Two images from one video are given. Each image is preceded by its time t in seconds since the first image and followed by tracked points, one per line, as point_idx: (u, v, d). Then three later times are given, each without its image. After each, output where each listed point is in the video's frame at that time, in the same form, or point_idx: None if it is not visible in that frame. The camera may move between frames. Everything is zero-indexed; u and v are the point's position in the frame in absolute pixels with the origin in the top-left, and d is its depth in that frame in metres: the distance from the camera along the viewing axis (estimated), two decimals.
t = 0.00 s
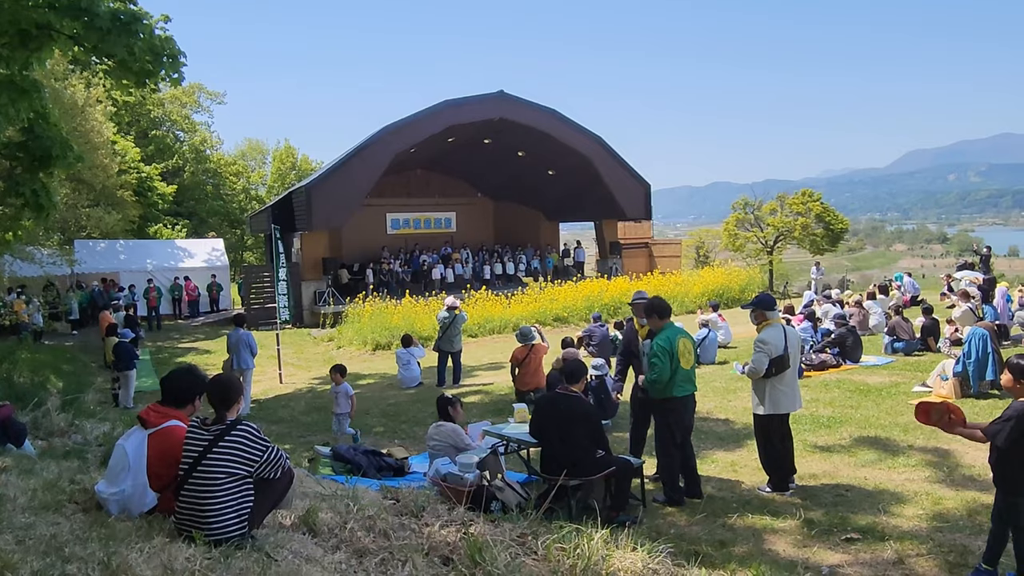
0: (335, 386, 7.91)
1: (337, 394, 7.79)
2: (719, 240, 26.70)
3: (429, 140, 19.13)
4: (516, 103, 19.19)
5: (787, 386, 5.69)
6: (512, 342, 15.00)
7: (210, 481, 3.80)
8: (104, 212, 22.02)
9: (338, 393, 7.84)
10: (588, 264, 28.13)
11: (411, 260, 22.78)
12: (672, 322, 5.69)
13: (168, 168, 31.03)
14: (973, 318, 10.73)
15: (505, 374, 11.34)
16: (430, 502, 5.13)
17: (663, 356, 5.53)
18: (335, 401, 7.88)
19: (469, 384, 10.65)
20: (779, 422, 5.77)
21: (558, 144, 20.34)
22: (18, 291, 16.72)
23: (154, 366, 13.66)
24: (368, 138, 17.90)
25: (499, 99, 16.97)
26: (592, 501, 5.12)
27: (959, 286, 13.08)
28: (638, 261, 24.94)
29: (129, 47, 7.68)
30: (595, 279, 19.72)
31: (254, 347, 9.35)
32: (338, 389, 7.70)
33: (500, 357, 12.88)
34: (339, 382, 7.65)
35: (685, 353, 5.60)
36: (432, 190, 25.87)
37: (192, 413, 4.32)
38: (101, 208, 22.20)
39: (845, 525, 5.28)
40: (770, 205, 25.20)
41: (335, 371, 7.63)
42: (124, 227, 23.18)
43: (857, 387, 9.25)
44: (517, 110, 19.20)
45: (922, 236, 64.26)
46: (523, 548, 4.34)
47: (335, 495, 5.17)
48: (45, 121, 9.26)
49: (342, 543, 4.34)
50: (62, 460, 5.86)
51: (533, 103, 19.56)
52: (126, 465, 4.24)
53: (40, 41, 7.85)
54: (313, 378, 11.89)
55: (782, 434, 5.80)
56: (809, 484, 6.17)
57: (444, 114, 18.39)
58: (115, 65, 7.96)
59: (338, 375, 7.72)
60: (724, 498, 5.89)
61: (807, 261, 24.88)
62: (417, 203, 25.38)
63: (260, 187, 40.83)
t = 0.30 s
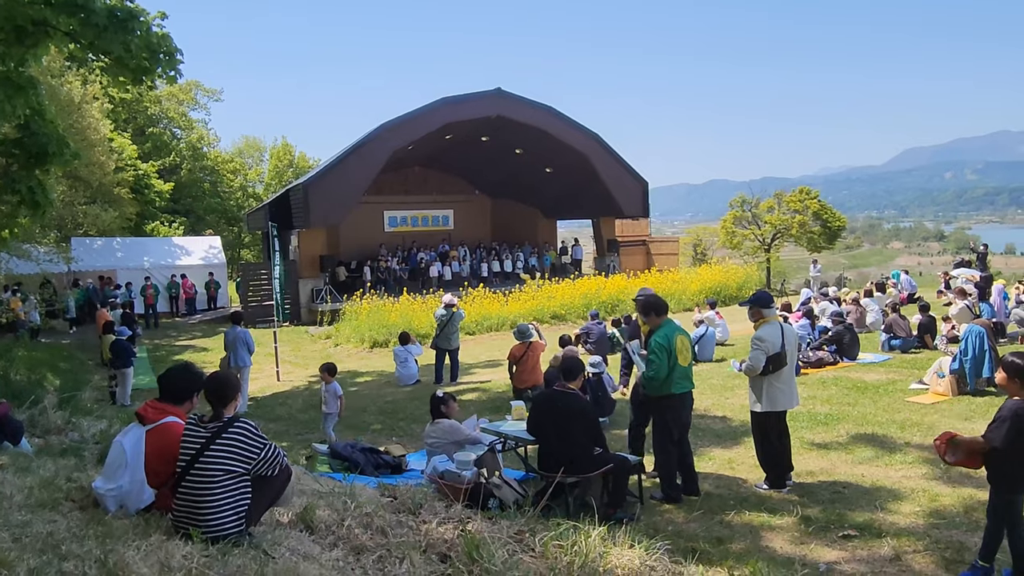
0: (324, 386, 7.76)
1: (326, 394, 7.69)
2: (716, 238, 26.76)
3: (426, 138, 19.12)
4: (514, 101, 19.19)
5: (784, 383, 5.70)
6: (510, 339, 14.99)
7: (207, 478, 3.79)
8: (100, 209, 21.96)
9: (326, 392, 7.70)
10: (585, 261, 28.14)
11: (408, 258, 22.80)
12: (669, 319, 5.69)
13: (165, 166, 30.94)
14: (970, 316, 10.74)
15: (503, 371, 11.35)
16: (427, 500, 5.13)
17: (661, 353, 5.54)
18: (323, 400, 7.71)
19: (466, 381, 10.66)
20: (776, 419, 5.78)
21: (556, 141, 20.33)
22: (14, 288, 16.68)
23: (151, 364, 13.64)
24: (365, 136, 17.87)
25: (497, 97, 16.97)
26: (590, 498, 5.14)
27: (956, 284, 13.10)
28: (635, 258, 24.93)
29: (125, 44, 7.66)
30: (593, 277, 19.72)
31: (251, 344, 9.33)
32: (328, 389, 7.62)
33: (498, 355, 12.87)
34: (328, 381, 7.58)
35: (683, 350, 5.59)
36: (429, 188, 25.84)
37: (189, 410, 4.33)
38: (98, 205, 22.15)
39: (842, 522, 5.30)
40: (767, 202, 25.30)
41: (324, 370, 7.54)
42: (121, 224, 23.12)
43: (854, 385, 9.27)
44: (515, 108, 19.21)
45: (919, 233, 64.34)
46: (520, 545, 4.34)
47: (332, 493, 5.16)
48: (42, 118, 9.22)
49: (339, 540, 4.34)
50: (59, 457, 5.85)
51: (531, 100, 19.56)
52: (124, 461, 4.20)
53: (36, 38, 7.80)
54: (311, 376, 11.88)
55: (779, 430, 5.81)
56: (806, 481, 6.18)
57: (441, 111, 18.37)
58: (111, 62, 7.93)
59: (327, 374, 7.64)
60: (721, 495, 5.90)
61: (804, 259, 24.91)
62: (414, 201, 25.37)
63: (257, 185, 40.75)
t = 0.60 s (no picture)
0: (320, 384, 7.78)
1: (322, 392, 7.69)
2: (715, 236, 26.73)
3: (425, 136, 19.10)
4: (512, 99, 19.18)
5: (784, 381, 5.70)
6: (508, 337, 15.00)
7: (206, 476, 3.80)
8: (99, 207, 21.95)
9: (321, 389, 7.69)
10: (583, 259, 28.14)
11: (407, 256, 22.80)
12: (668, 317, 5.69)
13: (164, 164, 30.89)
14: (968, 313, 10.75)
15: (502, 369, 11.34)
16: (426, 497, 5.13)
17: (659, 351, 5.54)
18: (319, 398, 7.72)
19: (465, 379, 10.66)
20: (775, 417, 5.79)
21: (554, 139, 20.30)
22: (13, 287, 16.67)
23: (149, 362, 13.63)
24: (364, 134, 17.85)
25: (495, 95, 16.95)
26: (590, 494, 5.22)
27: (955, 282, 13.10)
28: (634, 256, 24.92)
29: (123, 41, 7.65)
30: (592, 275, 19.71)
31: (250, 342, 9.32)
32: (324, 387, 7.62)
33: (497, 353, 12.87)
34: (324, 379, 7.58)
35: (682, 347, 5.60)
36: (428, 186, 25.82)
37: (187, 407, 4.32)
38: (96, 203, 22.12)
39: (841, 520, 5.30)
40: (766, 200, 25.29)
41: (320, 368, 7.54)
42: (119, 223, 23.10)
43: (853, 382, 9.28)
44: (513, 106, 19.19)
45: (918, 231, 64.37)
46: (519, 542, 4.35)
47: (332, 491, 5.16)
48: (40, 116, 9.21)
49: (339, 538, 4.34)
50: (57, 455, 5.85)
51: (529, 98, 19.54)
52: (122, 458, 4.20)
53: (34, 35, 7.78)
54: (309, 375, 11.88)
55: (778, 428, 5.82)
56: (804, 479, 6.18)
57: (439, 109, 18.34)
58: (109, 60, 7.92)
59: (323, 372, 7.65)
60: (720, 493, 5.91)
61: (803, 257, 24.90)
62: (413, 199, 25.35)
63: (255, 183, 40.70)
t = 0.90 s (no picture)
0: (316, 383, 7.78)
1: (318, 389, 7.68)
2: (713, 234, 26.70)
3: (422, 134, 19.10)
4: (510, 97, 19.16)
5: (781, 379, 5.70)
6: (506, 336, 15.00)
7: (204, 474, 3.80)
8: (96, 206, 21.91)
9: (318, 387, 7.68)
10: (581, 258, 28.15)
11: (405, 255, 22.78)
12: (665, 315, 5.69)
13: (161, 162, 30.84)
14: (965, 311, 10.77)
15: (499, 368, 11.34)
16: (425, 495, 5.13)
17: (656, 348, 5.54)
18: (315, 396, 7.71)
19: (463, 378, 10.65)
20: (773, 414, 5.79)
21: (552, 138, 20.29)
22: (10, 286, 16.64)
23: (147, 361, 13.61)
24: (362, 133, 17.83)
25: (494, 93, 16.92)
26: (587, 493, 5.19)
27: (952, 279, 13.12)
28: (632, 255, 24.92)
29: (120, 40, 7.64)
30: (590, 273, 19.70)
31: (247, 341, 9.32)
32: (321, 384, 7.61)
33: (495, 351, 12.88)
34: (320, 377, 7.57)
35: (679, 345, 5.60)
36: (426, 184, 25.81)
37: (185, 405, 4.31)
38: (93, 202, 22.08)
39: (838, 517, 5.31)
40: (764, 199, 25.27)
41: (316, 366, 7.53)
42: (117, 221, 23.07)
43: (851, 380, 9.29)
44: (511, 104, 19.18)
45: (915, 229, 64.45)
46: (517, 540, 4.35)
47: (330, 489, 5.16)
48: (36, 115, 9.18)
49: (337, 536, 4.34)
50: (55, 454, 5.85)
51: (527, 96, 19.53)
52: (120, 456, 4.20)
53: (30, 33, 7.76)
54: (307, 373, 11.87)
55: (776, 426, 5.82)
56: (802, 476, 6.19)
57: (437, 108, 18.32)
58: (106, 58, 7.91)
59: (319, 370, 7.65)
60: (717, 490, 5.91)
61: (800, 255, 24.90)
62: (411, 197, 25.33)
63: (252, 182, 40.66)
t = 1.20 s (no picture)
0: (310, 382, 7.77)
1: (313, 388, 7.67)
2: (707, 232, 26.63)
3: (416, 133, 19.08)
4: (503, 97, 19.15)
5: (774, 377, 5.72)
6: (500, 334, 15.01)
7: (197, 475, 3.79)
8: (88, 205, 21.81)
9: (311, 386, 7.67)
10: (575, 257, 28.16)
11: (399, 254, 22.74)
12: (659, 313, 5.69)
13: (153, 161, 30.71)
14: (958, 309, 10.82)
15: (494, 367, 11.34)
16: (418, 494, 5.13)
17: (649, 347, 5.56)
18: (310, 395, 7.69)
19: (458, 377, 10.65)
20: (766, 413, 5.81)
21: (546, 136, 20.28)
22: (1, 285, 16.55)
23: (139, 361, 13.55)
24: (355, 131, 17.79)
25: (487, 93, 16.91)
26: (581, 492, 5.16)
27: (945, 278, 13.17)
28: (626, 254, 24.94)
29: (112, 38, 7.60)
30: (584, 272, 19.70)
31: (240, 340, 9.30)
32: (315, 383, 7.60)
33: (489, 350, 12.88)
34: (314, 376, 7.56)
35: (672, 344, 5.61)
36: (419, 183, 25.78)
37: (178, 405, 4.29)
38: (85, 201, 21.98)
39: (831, 514, 5.33)
40: (757, 197, 25.29)
41: (310, 365, 7.52)
42: (109, 220, 22.97)
43: (843, 378, 9.32)
44: (505, 103, 19.17)
45: (908, 228, 64.70)
46: (511, 539, 4.35)
47: (323, 488, 5.15)
48: (28, 113, 9.13)
49: (330, 535, 4.34)
50: (47, 454, 5.82)
51: (520, 95, 19.52)
52: (112, 456, 4.18)
53: (22, 31, 7.72)
54: (300, 372, 11.85)
55: (769, 424, 5.84)
56: (795, 474, 6.21)
57: (430, 106, 18.29)
58: (98, 57, 7.88)
59: (314, 368, 7.64)
60: (711, 488, 5.93)
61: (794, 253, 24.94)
62: (405, 196, 25.30)
63: (246, 181, 40.54)
